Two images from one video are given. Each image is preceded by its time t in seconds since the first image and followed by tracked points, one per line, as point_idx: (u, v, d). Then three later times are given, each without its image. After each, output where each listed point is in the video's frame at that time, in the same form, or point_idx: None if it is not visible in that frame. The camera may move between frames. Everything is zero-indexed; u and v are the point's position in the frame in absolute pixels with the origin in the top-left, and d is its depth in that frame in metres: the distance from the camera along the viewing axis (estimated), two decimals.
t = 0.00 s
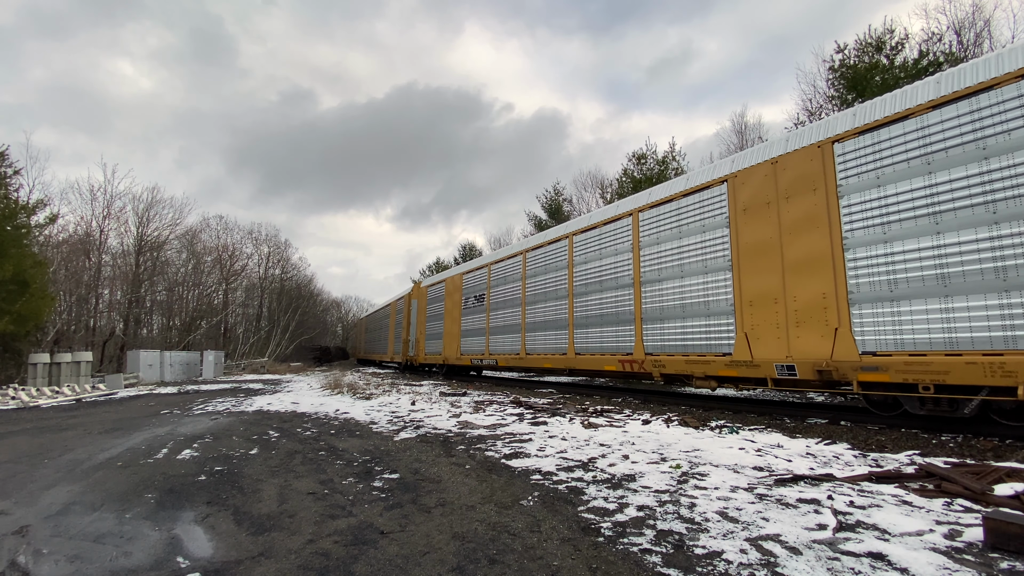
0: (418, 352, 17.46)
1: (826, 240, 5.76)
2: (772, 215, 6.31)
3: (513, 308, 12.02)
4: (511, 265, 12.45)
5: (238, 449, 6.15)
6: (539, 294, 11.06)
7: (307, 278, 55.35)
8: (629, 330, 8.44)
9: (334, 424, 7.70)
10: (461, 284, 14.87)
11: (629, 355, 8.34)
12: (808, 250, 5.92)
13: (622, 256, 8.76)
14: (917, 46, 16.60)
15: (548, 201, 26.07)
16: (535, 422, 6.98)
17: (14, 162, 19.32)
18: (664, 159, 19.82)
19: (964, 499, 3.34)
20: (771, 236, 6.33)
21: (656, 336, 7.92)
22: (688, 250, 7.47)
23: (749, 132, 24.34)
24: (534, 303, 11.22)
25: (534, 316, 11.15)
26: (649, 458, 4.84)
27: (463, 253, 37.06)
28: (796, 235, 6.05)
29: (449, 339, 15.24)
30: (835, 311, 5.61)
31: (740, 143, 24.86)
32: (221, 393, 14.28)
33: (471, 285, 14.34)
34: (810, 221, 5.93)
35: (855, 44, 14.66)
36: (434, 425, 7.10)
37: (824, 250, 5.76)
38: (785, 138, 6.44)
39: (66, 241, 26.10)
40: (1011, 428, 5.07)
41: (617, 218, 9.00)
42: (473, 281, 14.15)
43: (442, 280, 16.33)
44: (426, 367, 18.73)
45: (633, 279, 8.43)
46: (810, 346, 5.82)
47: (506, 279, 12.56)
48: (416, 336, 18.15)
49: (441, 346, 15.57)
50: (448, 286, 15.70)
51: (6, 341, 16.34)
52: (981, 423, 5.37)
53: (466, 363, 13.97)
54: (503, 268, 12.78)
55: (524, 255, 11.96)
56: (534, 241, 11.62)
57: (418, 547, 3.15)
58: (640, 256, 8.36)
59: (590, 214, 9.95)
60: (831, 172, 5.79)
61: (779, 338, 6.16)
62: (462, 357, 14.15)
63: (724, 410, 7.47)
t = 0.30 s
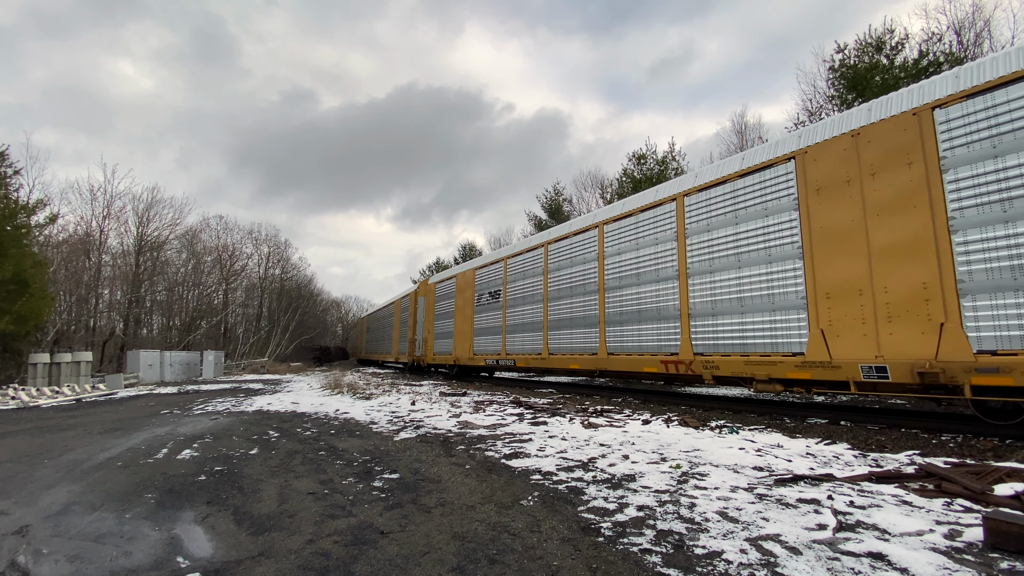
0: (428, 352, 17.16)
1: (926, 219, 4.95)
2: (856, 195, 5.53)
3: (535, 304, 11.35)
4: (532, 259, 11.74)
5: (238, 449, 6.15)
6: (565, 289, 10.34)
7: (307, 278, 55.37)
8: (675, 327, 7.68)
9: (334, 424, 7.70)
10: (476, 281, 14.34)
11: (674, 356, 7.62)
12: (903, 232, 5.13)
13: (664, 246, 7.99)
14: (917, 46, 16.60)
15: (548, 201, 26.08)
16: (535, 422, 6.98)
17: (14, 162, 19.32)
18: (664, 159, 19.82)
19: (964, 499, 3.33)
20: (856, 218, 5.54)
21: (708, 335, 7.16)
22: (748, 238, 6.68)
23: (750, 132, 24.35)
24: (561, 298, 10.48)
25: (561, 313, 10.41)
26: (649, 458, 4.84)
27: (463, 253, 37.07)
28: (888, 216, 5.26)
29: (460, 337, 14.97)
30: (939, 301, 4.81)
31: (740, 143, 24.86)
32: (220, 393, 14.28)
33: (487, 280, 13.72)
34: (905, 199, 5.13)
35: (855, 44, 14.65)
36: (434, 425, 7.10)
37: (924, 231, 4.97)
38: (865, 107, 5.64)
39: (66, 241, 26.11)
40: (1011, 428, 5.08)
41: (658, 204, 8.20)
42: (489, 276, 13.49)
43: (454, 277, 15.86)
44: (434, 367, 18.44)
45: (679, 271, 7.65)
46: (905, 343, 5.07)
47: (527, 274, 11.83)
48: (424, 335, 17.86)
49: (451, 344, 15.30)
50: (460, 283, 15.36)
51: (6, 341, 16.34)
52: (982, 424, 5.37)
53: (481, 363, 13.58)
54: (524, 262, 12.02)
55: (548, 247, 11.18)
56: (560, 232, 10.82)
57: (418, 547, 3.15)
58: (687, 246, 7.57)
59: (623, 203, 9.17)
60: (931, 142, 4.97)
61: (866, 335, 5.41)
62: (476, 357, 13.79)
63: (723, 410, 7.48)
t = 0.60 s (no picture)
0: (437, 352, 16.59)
1: None
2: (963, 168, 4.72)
3: (558, 300, 10.49)
4: (554, 252, 10.89)
5: (238, 449, 6.15)
6: (594, 284, 9.47)
7: (307, 279, 55.38)
8: (731, 324, 6.81)
9: (334, 424, 7.70)
10: (491, 277, 13.51)
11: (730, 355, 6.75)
12: None
13: (714, 233, 7.14)
14: (917, 46, 16.60)
15: (548, 201, 26.09)
16: (535, 422, 6.98)
17: (14, 162, 19.29)
18: (664, 159, 19.83)
19: (963, 499, 3.34)
20: (965, 195, 4.71)
21: (773, 333, 6.27)
22: (822, 223, 5.82)
23: (750, 132, 24.34)
24: (589, 294, 9.60)
25: (590, 310, 9.52)
26: (649, 458, 4.83)
27: (463, 253, 37.07)
28: (1007, 191, 4.44)
29: (472, 336, 14.38)
30: None
31: (740, 143, 24.87)
32: (220, 393, 14.27)
33: (504, 276, 12.86)
34: None
35: (855, 44, 14.65)
36: (434, 425, 7.10)
37: None
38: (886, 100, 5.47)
39: (66, 241, 26.10)
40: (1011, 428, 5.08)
41: (707, 186, 7.32)
42: (506, 271, 12.66)
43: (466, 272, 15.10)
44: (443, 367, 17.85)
45: (736, 261, 6.77)
46: None
47: (550, 268, 10.94)
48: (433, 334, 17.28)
49: (463, 343, 14.70)
50: (472, 279, 14.66)
51: (6, 340, 16.33)
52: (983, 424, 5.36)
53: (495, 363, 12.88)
54: (546, 255, 11.14)
55: (574, 238, 10.28)
56: (589, 221, 9.92)
57: (418, 547, 3.16)
58: (745, 232, 6.70)
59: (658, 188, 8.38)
60: None
61: (981, 334, 4.57)
62: (490, 357, 13.10)
63: (723, 410, 7.48)
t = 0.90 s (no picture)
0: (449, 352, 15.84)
1: None
2: None
3: (588, 295, 9.69)
4: (571, 246, 10.36)
5: (238, 449, 6.15)
6: (631, 278, 8.65)
7: (307, 279, 55.39)
8: (802, 319, 6.01)
9: (334, 424, 7.70)
10: (510, 272, 12.69)
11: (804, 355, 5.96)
12: None
13: (778, 218, 6.35)
14: (917, 46, 16.58)
15: (548, 201, 26.10)
16: (535, 422, 6.99)
17: (14, 162, 19.25)
18: (664, 159, 19.84)
19: (964, 499, 3.33)
20: None
21: (857, 330, 5.49)
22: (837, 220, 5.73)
23: (750, 132, 24.33)
24: (625, 288, 8.78)
25: (627, 305, 8.68)
26: (649, 458, 4.84)
27: (463, 253, 37.11)
28: None
29: (486, 335, 13.63)
30: None
31: (740, 143, 24.87)
32: (220, 393, 14.27)
33: (525, 270, 12.04)
34: None
35: (855, 44, 14.63)
36: (434, 425, 7.10)
37: None
38: (898, 97, 5.40)
39: (66, 241, 26.11)
40: (1011, 428, 5.07)
41: (769, 165, 6.52)
42: (526, 265, 11.86)
43: (482, 267, 14.26)
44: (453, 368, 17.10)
45: (808, 249, 5.98)
46: None
47: (579, 261, 10.10)
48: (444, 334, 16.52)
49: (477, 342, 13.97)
50: (488, 274, 13.86)
51: (6, 340, 16.35)
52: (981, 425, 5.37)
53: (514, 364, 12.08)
54: (573, 247, 10.31)
55: (606, 227, 9.45)
56: (623, 209, 9.07)
57: (418, 547, 3.15)
58: (819, 215, 5.91)
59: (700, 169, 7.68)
60: None
61: None
62: (508, 357, 12.32)
63: (723, 410, 7.48)
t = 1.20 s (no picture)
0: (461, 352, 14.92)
1: None
2: None
3: (622, 290, 8.82)
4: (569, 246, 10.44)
5: (238, 449, 6.15)
6: (675, 269, 7.79)
7: (307, 279, 55.40)
8: (895, 313, 5.20)
9: (334, 424, 7.71)
10: (530, 267, 11.78)
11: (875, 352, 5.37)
12: None
13: (860, 198, 5.55)
14: (917, 46, 16.56)
15: (548, 201, 26.10)
16: (535, 422, 6.99)
17: (14, 162, 19.23)
18: (664, 159, 19.84)
19: (964, 499, 3.33)
20: None
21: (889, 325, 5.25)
22: (821, 225, 5.91)
23: (750, 132, 24.32)
24: (667, 281, 7.95)
25: (671, 300, 7.83)
26: (649, 458, 4.84)
27: (463, 253, 37.13)
28: None
29: (502, 334, 12.76)
30: None
31: (740, 143, 24.87)
32: (220, 393, 14.27)
33: (547, 263, 11.13)
34: None
35: (855, 44, 14.63)
36: (434, 425, 7.10)
37: None
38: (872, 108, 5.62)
39: (66, 241, 26.11)
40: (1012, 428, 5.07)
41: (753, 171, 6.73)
42: (548, 258, 10.97)
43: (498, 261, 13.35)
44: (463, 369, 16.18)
45: (901, 233, 5.16)
46: None
47: (610, 252, 9.22)
48: (455, 333, 15.58)
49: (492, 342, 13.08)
50: (504, 269, 12.95)
51: (6, 340, 16.36)
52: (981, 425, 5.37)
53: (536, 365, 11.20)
54: (603, 236, 9.43)
55: (643, 215, 8.56)
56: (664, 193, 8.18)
57: (418, 547, 3.16)
58: (879, 200, 5.38)
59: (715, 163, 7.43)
60: None
61: None
62: (528, 357, 11.46)
63: (723, 410, 7.48)
